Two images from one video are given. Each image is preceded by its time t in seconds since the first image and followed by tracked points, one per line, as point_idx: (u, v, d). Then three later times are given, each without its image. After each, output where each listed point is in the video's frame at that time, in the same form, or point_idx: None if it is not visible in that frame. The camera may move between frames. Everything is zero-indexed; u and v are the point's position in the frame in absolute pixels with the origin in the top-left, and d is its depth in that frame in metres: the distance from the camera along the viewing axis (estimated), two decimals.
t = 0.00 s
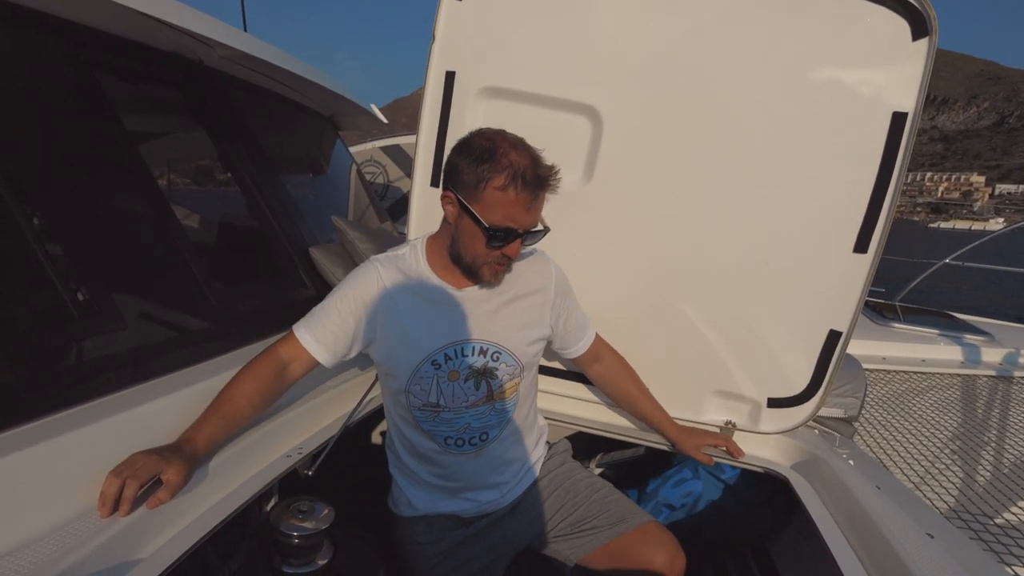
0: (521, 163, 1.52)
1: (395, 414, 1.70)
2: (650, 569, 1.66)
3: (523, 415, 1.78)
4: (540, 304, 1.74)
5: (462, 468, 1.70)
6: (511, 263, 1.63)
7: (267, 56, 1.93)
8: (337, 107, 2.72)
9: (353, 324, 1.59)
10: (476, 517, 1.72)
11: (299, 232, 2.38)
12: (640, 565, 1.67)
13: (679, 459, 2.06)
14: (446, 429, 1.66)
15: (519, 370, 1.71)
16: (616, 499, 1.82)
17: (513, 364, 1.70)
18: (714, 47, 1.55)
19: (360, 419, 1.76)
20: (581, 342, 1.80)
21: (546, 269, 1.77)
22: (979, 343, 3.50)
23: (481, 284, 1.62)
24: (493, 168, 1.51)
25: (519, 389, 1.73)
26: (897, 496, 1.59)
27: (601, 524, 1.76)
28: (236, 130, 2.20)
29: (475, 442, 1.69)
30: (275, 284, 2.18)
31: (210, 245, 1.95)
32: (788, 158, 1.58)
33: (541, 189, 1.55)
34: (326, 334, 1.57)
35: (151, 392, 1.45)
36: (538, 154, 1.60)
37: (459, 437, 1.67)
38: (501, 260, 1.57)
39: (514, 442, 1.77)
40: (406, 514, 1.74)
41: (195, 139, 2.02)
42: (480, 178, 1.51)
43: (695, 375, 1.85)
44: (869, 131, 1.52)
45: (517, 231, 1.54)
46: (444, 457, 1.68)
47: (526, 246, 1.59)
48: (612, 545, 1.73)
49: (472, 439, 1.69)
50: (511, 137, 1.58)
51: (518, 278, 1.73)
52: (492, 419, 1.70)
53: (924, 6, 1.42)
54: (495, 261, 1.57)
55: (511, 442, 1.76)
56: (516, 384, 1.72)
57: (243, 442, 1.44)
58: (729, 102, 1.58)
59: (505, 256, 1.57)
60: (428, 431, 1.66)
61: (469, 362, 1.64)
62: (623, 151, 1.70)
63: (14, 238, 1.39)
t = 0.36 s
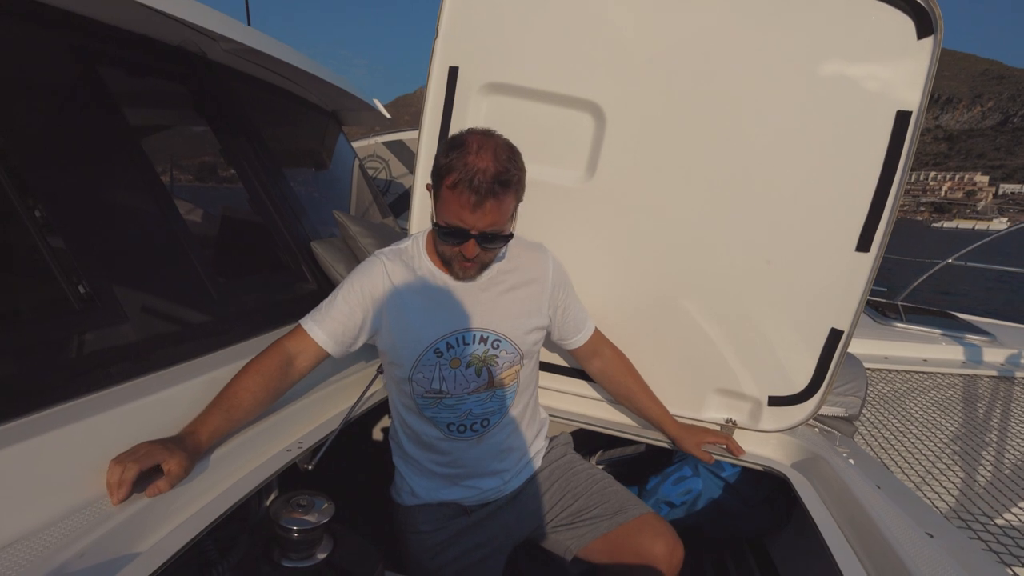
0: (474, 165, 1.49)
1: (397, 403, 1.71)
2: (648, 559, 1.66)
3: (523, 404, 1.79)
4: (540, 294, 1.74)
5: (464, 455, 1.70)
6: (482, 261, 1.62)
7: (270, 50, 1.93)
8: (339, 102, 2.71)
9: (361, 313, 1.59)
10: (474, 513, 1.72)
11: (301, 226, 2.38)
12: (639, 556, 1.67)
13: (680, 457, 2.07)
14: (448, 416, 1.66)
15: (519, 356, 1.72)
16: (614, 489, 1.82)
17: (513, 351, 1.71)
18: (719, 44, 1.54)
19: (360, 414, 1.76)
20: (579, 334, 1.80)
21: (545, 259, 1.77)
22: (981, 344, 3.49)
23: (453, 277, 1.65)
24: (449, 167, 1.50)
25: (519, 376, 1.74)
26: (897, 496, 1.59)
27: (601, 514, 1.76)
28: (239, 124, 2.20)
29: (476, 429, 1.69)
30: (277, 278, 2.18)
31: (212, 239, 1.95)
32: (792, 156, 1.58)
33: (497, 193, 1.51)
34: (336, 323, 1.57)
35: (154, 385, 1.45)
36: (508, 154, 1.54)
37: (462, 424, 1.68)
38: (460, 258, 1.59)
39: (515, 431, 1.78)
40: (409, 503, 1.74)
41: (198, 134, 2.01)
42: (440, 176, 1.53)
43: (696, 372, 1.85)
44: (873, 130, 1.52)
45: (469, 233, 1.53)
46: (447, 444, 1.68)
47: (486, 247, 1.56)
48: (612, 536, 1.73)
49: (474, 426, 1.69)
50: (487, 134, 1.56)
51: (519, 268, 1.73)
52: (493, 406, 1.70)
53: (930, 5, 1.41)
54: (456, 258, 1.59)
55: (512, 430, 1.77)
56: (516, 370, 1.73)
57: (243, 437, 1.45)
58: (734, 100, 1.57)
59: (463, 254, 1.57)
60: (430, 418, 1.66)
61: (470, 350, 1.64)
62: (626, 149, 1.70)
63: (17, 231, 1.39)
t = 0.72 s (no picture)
0: (481, 162, 1.50)
1: (399, 399, 1.71)
2: (648, 550, 1.65)
3: (524, 402, 1.79)
4: (542, 293, 1.74)
5: (466, 452, 1.71)
6: (501, 254, 1.62)
7: (272, 50, 1.93)
8: (341, 101, 2.71)
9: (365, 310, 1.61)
10: (474, 511, 1.73)
11: (302, 225, 2.38)
12: (638, 546, 1.67)
13: (681, 456, 2.07)
14: (451, 412, 1.66)
15: (521, 355, 1.72)
16: (613, 480, 1.82)
17: (516, 348, 1.71)
18: (720, 43, 1.54)
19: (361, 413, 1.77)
20: (584, 331, 1.81)
21: (549, 259, 1.77)
22: (982, 344, 3.49)
23: (473, 275, 1.65)
24: (456, 169, 1.51)
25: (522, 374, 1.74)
26: (898, 496, 1.59)
27: (602, 505, 1.76)
28: (240, 124, 2.20)
29: (478, 425, 1.69)
30: (278, 277, 2.18)
31: (214, 237, 1.95)
32: (792, 156, 1.58)
33: (507, 185, 1.51)
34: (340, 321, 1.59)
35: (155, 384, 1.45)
36: (511, 146, 1.55)
37: (464, 420, 1.68)
38: (480, 255, 1.58)
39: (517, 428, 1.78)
40: (409, 499, 1.74)
41: (200, 134, 2.01)
42: (448, 178, 1.53)
43: (697, 371, 1.85)
44: (874, 130, 1.52)
45: (488, 228, 1.53)
46: (448, 441, 1.69)
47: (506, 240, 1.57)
48: (612, 527, 1.72)
49: (476, 422, 1.69)
50: (485, 130, 1.57)
51: (523, 267, 1.73)
52: (495, 403, 1.70)
53: (929, 7, 1.41)
54: (476, 255, 1.58)
55: (513, 428, 1.77)
56: (518, 369, 1.73)
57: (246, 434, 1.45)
58: (735, 100, 1.57)
59: (483, 251, 1.57)
60: (432, 414, 1.66)
61: (473, 347, 1.64)
62: (627, 148, 1.70)
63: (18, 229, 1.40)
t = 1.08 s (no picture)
0: (485, 186, 1.37)
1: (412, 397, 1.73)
2: (630, 566, 1.68)
3: (532, 429, 1.77)
4: (567, 345, 1.65)
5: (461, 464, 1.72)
6: (536, 274, 1.49)
7: (270, 50, 1.93)
8: (340, 101, 2.71)
9: (411, 328, 1.57)
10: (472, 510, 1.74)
11: (302, 225, 2.38)
12: (621, 561, 1.69)
13: (681, 455, 2.09)
14: (454, 428, 1.68)
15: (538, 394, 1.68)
16: (600, 493, 1.83)
17: (535, 388, 1.67)
18: (717, 41, 1.55)
19: (362, 412, 1.78)
20: (611, 396, 1.71)
21: (591, 310, 1.66)
22: (981, 339, 3.50)
23: (511, 301, 1.56)
24: (461, 200, 1.41)
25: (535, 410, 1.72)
26: (897, 492, 1.59)
27: (586, 519, 1.78)
28: (239, 124, 2.20)
29: (478, 445, 1.70)
30: (278, 277, 2.18)
31: (213, 238, 1.95)
32: (789, 154, 1.59)
33: (516, 207, 1.36)
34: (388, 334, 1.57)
35: (152, 386, 1.46)
36: (521, 164, 1.41)
37: (465, 438, 1.69)
38: (508, 282, 1.48)
39: (519, 448, 1.77)
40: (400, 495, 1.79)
41: (199, 135, 2.01)
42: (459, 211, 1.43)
43: (696, 369, 1.85)
44: (871, 127, 1.53)
45: (505, 255, 1.41)
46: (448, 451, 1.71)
47: (532, 263, 1.44)
48: (596, 541, 1.74)
49: (477, 442, 1.69)
50: (498, 151, 1.45)
51: (555, 320, 1.63)
52: (500, 429, 1.69)
53: (925, 4, 1.42)
54: (504, 283, 1.49)
55: (514, 452, 1.76)
56: (530, 406, 1.70)
57: (248, 432, 1.45)
58: (732, 98, 1.58)
59: (509, 278, 1.46)
60: (436, 424, 1.70)
61: (490, 378, 1.62)
62: (626, 147, 1.70)
63: (17, 231, 1.40)
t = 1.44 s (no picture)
0: (506, 208, 1.34)
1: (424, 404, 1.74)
2: None
3: (542, 445, 1.77)
4: (584, 372, 1.59)
5: (466, 474, 1.74)
6: (542, 306, 1.45)
7: (269, 50, 1.93)
8: (339, 101, 2.71)
9: (426, 342, 1.56)
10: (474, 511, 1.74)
11: (300, 225, 2.38)
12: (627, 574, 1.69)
13: (681, 453, 2.07)
14: (461, 441, 1.69)
15: (550, 418, 1.67)
16: (610, 505, 1.82)
17: (547, 412, 1.65)
18: (715, 39, 1.54)
19: (362, 411, 1.77)
20: (631, 431, 1.63)
21: (614, 336, 1.59)
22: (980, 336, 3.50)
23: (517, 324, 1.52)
24: (484, 213, 1.39)
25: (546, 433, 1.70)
26: (897, 488, 1.59)
27: (593, 530, 1.77)
28: (237, 124, 2.20)
29: (484, 459, 1.70)
30: (277, 277, 2.18)
31: (211, 238, 1.95)
32: (788, 151, 1.59)
33: (528, 239, 1.33)
34: (403, 347, 1.56)
35: (150, 387, 1.46)
36: (555, 196, 1.35)
37: (472, 451, 1.69)
38: (512, 306, 1.44)
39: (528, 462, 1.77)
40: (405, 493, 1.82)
41: (198, 135, 2.02)
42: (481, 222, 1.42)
43: (696, 366, 1.85)
44: (870, 124, 1.52)
45: (510, 280, 1.38)
46: (453, 461, 1.73)
47: (536, 295, 1.39)
48: (604, 553, 1.74)
49: (483, 455, 1.70)
50: (542, 172, 1.40)
51: (573, 347, 1.57)
52: (507, 446, 1.69)
53: None
54: (508, 306, 1.46)
55: (521, 466, 1.76)
56: (542, 429, 1.69)
57: (248, 432, 1.45)
58: (731, 95, 1.58)
59: (512, 303, 1.43)
60: (444, 433, 1.71)
61: (501, 399, 1.60)
62: (624, 145, 1.70)
63: (14, 231, 1.40)
